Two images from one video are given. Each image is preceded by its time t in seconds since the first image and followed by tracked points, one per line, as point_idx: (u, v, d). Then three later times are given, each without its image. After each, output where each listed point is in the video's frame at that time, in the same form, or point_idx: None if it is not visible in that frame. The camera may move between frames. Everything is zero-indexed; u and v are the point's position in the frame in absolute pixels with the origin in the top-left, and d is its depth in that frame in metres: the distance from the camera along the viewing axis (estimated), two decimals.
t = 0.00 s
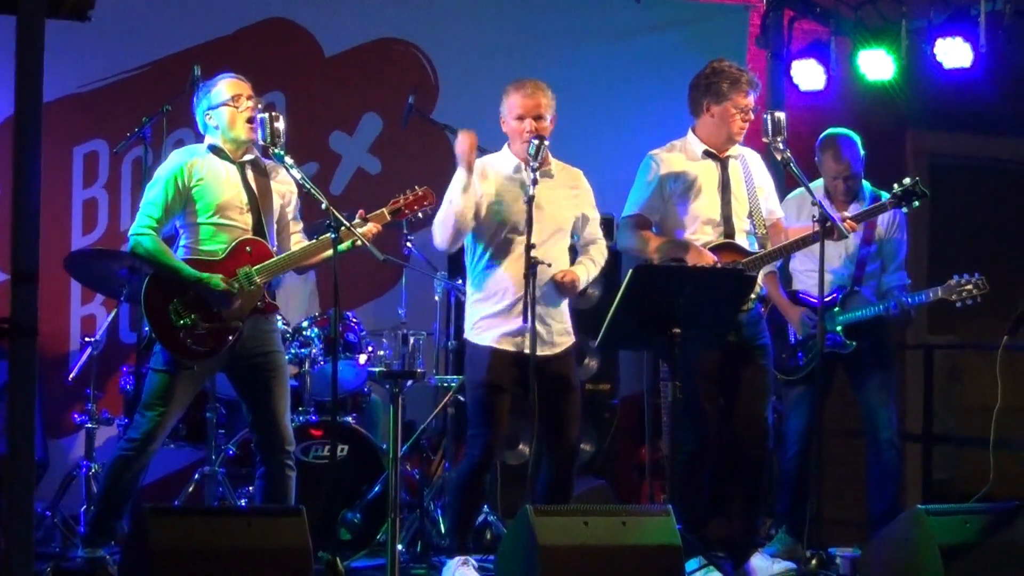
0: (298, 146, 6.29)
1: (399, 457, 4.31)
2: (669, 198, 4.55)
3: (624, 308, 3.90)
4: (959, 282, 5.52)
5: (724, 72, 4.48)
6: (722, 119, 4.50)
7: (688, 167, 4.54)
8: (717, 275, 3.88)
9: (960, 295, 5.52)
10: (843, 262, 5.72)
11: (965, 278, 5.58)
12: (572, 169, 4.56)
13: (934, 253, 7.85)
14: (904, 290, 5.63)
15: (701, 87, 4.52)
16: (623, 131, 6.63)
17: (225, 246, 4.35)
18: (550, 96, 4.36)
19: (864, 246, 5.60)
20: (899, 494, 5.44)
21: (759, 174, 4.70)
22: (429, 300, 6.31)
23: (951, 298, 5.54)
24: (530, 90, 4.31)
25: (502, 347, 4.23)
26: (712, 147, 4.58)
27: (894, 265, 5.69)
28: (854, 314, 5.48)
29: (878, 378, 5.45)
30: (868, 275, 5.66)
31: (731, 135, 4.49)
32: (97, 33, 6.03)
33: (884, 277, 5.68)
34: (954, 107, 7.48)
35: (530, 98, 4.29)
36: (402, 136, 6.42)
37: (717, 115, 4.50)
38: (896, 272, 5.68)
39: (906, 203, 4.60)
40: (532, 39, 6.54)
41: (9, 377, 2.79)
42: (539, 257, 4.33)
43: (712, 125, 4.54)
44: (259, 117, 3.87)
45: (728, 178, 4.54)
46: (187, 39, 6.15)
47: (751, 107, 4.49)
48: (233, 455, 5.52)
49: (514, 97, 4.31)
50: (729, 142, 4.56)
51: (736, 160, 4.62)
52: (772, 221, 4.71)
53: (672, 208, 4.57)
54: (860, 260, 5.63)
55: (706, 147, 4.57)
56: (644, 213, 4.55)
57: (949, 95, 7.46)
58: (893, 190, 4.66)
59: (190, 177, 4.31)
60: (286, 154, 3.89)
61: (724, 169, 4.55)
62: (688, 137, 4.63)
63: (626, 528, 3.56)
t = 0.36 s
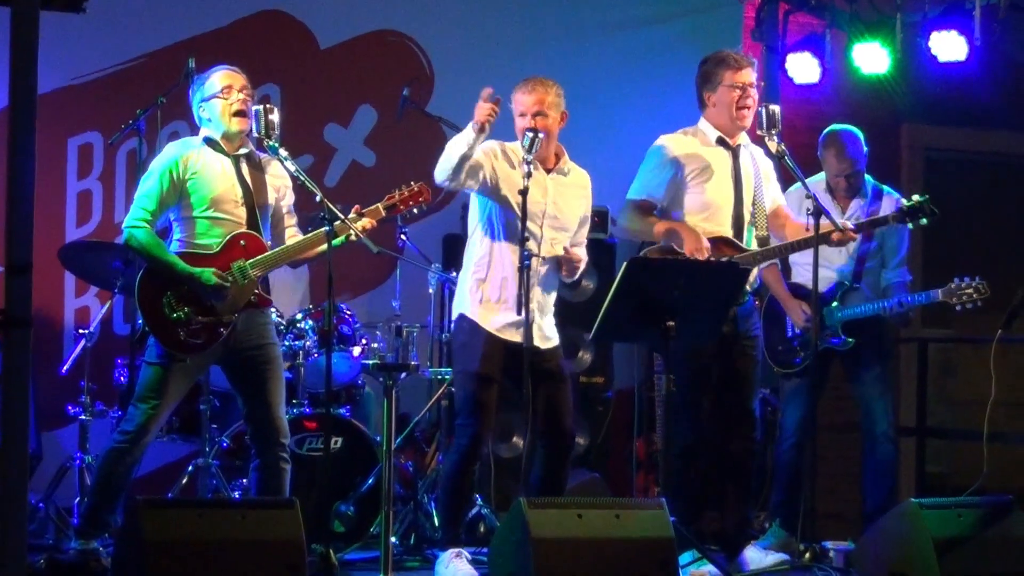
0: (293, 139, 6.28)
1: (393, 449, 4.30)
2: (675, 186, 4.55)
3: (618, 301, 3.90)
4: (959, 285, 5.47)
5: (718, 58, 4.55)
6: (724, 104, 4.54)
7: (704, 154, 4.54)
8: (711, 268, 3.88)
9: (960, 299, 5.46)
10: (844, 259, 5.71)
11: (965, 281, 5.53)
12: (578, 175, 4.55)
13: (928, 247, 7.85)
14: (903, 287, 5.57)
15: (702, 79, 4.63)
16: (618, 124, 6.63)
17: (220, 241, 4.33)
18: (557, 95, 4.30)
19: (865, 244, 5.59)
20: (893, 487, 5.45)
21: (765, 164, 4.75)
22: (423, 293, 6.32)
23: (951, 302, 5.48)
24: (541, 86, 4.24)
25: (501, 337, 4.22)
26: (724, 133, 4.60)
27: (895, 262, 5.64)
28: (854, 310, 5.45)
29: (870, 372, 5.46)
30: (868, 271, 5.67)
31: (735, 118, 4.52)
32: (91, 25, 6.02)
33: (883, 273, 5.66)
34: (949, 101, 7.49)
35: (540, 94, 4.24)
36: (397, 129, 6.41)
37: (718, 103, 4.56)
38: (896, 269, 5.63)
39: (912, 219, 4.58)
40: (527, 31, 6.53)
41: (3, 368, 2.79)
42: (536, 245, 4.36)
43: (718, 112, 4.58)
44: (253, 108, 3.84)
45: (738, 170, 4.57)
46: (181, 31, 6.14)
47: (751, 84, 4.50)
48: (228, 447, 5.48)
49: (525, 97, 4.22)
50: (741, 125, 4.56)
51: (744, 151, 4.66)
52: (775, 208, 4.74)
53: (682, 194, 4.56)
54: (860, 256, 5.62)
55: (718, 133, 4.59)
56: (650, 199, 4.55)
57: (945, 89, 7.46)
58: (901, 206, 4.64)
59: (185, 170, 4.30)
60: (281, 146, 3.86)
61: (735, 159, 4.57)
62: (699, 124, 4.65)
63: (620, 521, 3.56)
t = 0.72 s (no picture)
0: (289, 136, 6.28)
1: (390, 444, 4.31)
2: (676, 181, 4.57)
3: (615, 297, 3.90)
4: (959, 285, 5.48)
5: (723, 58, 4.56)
6: (733, 104, 4.55)
7: (712, 149, 4.55)
8: (706, 264, 3.88)
9: (960, 299, 5.47)
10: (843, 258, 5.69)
11: (965, 281, 5.54)
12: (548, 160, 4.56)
13: (925, 244, 7.85)
14: (902, 285, 5.57)
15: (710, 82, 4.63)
16: (615, 120, 6.63)
17: (216, 237, 4.34)
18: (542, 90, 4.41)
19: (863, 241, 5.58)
20: (889, 484, 5.46)
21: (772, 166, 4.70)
22: (420, 289, 6.32)
23: (951, 301, 5.49)
24: (521, 78, 4.36)
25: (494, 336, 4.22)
26: (738, 132, 4.60)
27: (893, 259, 5.64)
28: (851, 309, 5.43)
29: (866, 369, 5.47)
30: (867, 269, 5.67)
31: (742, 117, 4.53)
32: (87, 22, 6.01)
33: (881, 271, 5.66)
34: (945, 98, 7.49)
35: (524, 88, 4.33)
36: (393, 126, 6.41)
37: (727, 103, 4.57)
38: (895, 266, 5.62)
39: (902, 211, 4.57)
40: (523, 28, 6.53)
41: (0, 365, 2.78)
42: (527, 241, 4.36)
43: (728, 112, 4.59)
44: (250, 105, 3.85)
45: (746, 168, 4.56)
46: (177, 29, 6.13)
47: (759, 82, 4.50)
48: (224, 444, 5.50)
49: (507, 84, 4.35)
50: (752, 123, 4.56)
51: (754, 153, 4.63)
52: (779, 213, 4.67)
53: (685, 187, 4.58)
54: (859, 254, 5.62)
55: (733, 131, 4.59)
56: (655, 185, 4.58)
57: (941, 86, 7.46)
58: (890, 199, 4.64)
59: (182, 167, 4.30)
60: (277, 143, 3.88)
61: (745, 158, 4.58)
62: (713, 121, 4.65)
63: (617, 517, 3.57)
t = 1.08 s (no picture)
0: (286, 134, 6.28)
1: (388, 444, 4.28)
2: (674, 178, 4.57)
3: (613, 294, 3.89)
4: (957, 283, 5.48)
5: (723, 55, 4.56)
6: (733, 102, 4.54)
7: (712, 146, 4.55)
8: (703, 261, 3.88)
9: (957, 297, 5.48)
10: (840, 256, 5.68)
11: (963, 280, 5.53)
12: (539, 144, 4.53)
13: (923, 240, 7.86)
14: (900, 282, 5.59)
15: (709, 78, 4.62)
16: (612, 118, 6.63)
17: (216, 237, 4.34)
18: (520, 87, 4.33)
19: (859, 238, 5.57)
20: (887, 480, 5.47)
21: (772, 160, 4.70)
22: (419, 288, 6.33)
23: (948, 300, 5.50)
24: (502, 81, 4.28)
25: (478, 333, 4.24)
26: (737, 128, 4.59)
27: (890, 256, 5.64)
28: (848, 308, 5.42)
29: (863, 366, 5.47)
30: (864, 267, 5.66)
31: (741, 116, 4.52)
32: (84, 21, 6.01)
33: (878, 267, 5.67)
34: (942, 94, 7.49)
35: (507, 92, 4.26)
36: (391, 125, 6.41)
37: (727, 100, 4.56)
38: (891, 263, 5.63)
39: (901, 207, 4.61)
40: (520, 26, 6.53)
41: None
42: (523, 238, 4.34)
43: (726, 109, 4.58)
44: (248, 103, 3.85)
45: (747, 163, 4.56)
46: (174, 28, 6.13)
47: (759, 78, 4.51)
48: (222, 442, 5.51)
49: (489, 88, 4.27)
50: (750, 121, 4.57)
51: (755, 149, 4.62)
52: (780, 210, 4.71)
53: (683, 184, 4.58)
54: (856, 252, 5.61)
55: (731, 127, 4.58)
56: (651, 181, 4.55)
57: (938, 83, 7.47)
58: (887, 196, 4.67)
59: (181, 167, 4.30)
60: (275, 142, 3.88)
61: (746, 155, 4.57)
62: (712, 118, 4.64)
63: (616, 515, 3.56)
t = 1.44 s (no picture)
0: (285, 133, 6.27)
1: (388, 443, 4.28)
2: (667, 178, 4.57)
3: (613, 292, 3.89)
4: (957, 281, 5.48)
5: (744, 54, 4.52)
6: (740, 100, 4.50)
7: (703, 145, 4.55)
8: (701, 260, 3.88)
9: (957, 296, 5.48)
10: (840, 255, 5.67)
11: (963, 278, 5.53)
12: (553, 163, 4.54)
13: (922, 239, 7.86)
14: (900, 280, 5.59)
15: (721, 67, 4.53)
16: (612, 117, 6.63)
17: (215, 236, 4.34)
18: (524, 83, 4.32)
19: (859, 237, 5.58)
20: (886, 479, 5.47)
21: (764, 155, 4.71)
22: (418, 286, 6.33)
23: (948, 298, 5.50)
24: (501, 81, 4.28)
25: (478, 330, 4.22)
26: (726, 126, 4.58)
27: (890, 254, 5.65)
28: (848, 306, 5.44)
29: (863, 364, 5.47)
30: (864, 265, 5.66)
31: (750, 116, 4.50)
32: (83, 20, 6.01)
33: (878, 266, 5.67)
34: (941, 93, 7.50)
35: (505, 93, 4.26)
36: (390, 124, 6.41)
37: (737, 95, 4.51)
38: (891, 261, 5.64)
39: (900, 198, 4.60)
40: (519, 25, 6.53)
41: None
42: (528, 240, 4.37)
43: (729, 105, 4.55)
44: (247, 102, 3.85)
45: (737, 160, 4.57)
46: (173, 27, 6.13)
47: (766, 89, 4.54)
48: (222, 442, 5.51)
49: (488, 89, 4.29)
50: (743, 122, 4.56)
51: (745, 145, 4.63)
52: (774, 204, 4.70)
53: (676, 188, 4.58)
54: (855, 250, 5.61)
55: (720, 126, 4.58)
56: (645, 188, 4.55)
57: (938, 82, 7.47)
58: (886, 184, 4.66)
59: (179, 167, 4.30)
60: (274, 141, 3.87)
61: (734, 151, 4.57)
62: (702, 116, 4.64)
63: (615, 513, 3.56)
